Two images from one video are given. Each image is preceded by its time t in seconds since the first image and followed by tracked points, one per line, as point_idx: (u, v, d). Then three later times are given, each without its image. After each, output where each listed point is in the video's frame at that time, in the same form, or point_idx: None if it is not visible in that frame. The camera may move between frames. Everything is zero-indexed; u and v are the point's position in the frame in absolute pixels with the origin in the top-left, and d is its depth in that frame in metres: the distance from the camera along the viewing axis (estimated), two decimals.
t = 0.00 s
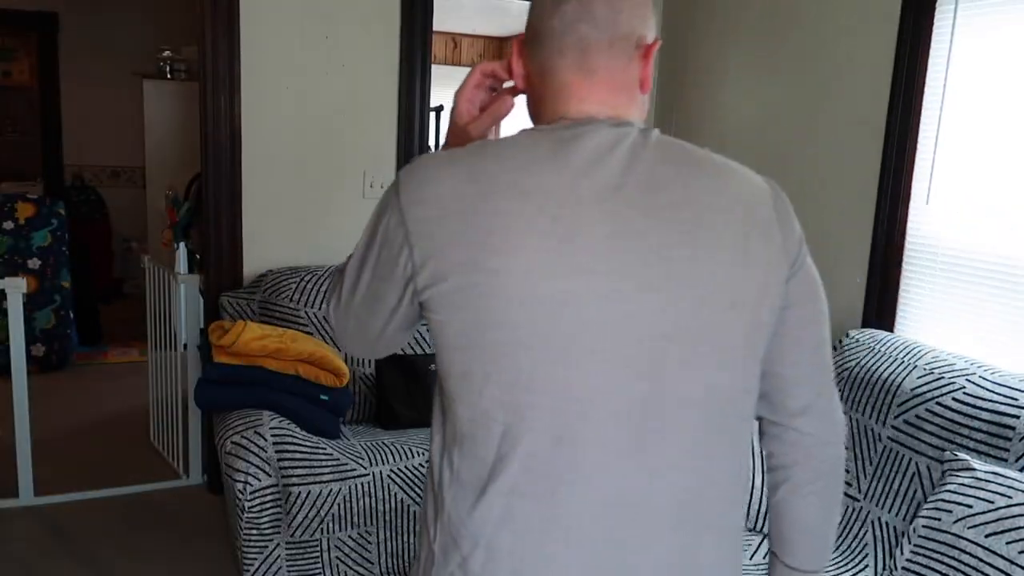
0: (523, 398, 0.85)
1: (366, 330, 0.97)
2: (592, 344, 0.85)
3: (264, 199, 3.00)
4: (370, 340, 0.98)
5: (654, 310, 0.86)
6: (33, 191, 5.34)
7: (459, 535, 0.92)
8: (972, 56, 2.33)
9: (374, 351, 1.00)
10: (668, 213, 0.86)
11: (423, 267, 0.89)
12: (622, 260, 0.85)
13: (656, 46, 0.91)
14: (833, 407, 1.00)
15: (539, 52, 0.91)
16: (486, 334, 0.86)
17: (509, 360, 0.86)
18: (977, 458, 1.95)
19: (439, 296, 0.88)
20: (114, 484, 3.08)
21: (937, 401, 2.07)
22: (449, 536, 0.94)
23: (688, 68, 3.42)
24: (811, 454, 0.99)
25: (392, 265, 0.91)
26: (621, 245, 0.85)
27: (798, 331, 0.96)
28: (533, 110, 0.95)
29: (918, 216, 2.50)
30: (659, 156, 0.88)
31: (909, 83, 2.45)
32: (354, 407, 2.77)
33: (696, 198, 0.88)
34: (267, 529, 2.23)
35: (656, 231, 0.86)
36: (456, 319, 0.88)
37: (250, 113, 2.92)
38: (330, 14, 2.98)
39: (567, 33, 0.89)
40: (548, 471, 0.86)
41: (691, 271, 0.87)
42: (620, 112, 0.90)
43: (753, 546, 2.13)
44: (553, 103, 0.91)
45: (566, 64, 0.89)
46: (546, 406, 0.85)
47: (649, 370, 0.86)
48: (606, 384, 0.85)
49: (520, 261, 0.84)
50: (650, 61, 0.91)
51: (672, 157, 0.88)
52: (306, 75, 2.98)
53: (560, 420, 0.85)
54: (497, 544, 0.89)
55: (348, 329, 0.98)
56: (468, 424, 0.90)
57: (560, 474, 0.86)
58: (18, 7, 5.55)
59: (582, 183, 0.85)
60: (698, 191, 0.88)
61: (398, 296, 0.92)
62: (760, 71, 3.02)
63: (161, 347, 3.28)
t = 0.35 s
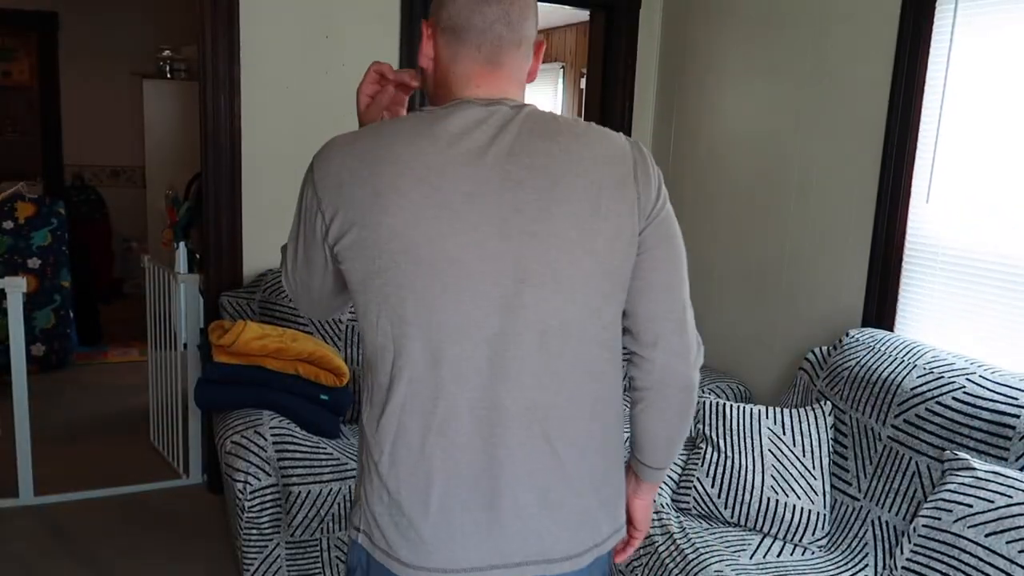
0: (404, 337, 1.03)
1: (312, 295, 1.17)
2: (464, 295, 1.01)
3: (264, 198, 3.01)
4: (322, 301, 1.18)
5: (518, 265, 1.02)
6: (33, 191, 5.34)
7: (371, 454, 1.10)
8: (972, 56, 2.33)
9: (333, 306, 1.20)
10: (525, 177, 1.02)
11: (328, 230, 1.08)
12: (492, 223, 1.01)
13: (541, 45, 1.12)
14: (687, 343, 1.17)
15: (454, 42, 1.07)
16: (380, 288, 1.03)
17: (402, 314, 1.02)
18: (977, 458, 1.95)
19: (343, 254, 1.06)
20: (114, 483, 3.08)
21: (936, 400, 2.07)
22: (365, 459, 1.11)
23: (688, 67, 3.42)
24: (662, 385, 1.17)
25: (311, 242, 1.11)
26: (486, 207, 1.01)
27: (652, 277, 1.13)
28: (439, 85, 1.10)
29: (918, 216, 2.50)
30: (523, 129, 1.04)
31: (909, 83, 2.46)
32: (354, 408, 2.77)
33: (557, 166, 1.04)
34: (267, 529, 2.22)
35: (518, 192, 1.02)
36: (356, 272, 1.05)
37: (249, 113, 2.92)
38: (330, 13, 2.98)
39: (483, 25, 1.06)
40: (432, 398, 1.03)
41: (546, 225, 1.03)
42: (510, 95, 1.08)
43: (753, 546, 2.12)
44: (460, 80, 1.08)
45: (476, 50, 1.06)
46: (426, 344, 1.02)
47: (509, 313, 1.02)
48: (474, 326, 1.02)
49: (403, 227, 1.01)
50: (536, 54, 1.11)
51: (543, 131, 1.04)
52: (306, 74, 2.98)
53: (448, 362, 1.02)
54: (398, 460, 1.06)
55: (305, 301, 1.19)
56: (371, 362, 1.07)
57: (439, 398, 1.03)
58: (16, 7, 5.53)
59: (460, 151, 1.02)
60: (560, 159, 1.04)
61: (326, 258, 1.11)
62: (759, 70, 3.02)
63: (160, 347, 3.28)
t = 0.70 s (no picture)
0: (416, 315, 1.10)
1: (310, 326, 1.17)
2: (468, 278, 1.11)
3: (263, 199, 3.01)
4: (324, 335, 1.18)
5: (508, 253, 1.13)
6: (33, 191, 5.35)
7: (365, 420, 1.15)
8: (972, 56, 2.33)
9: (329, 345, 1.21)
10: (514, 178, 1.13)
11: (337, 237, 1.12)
12: (487, 218, 1.12)
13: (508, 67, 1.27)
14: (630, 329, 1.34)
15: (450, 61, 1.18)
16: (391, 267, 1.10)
17: (412, 292, 1.10)
18: (977, 458, 1.95)
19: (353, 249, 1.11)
20: (114, 483, 3.09)
21: (936, 401, 2.07)
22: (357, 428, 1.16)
23: (688, 67, 3.42)
24: (610, 361, 1.32)
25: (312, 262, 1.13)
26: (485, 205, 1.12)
27: (605, 273, 1.30)
28: (431, 99, 1.19)
29: (918, 216, 2.50)
30: (513, 139, 1.16)
31: (908, 83, 2.45)
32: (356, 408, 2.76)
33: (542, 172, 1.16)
34: (267, 529, 2.22)
35: (513, 195, 1.13)
36: (363, 256, 1.10)
37: (249, 114, 2.92)
38: (330, 14, 2.98)
39: (486, 53, 1.19)
40: (437, 368, 1.12)
41: (532, 223, 1.15)
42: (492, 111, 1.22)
43: (753, 546, 2.12)
44: (457, 96, 1.18)
45: (476, 73, 1.19)
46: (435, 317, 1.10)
47: (505, 295, 1.13)
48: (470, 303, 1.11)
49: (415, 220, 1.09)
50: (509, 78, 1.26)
51: (530, 142, 1.17)
52: (306, 75, 2.98)
53: (449, 333, 1.11)
54: (400, 420, 1.14)
55: (301, 338, 1.18)
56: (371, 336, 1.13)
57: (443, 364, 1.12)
58: (16, 7, 5.53)
59: (467, 158, 1.12)
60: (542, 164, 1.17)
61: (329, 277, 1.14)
62: (758, 70, 3.03)
63: (161, 347, 3.27)
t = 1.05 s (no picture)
0: (453, 274, 1.28)
1: (361, 287, 1.24)
2: (492, 242, 1.30)
3: (263, 198, 3.01)
4: (364, 296, 1.25)
5: (518, 224, 1.34)
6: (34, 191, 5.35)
7: (404, 369, 1.30)
8: (972, 56, 2.33)
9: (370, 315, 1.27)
10: (520, 160, 1.35)
11: (386, 203, 1.24)
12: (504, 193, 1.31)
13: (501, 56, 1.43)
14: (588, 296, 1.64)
15: (456, 60, 1.34)
16: (430, 230, 1.26)
17: (447, 251, 1.27)
18: (977, 458, 1.95)
19: (405, 215, 1.25)
20: (114, 484, 3.09)
21: (936, 401, 2.07)
22: (393, 379, 1.30)
23: (688, 67, 3.42)
24: (572, 321, 1.63)
25: (356, 223, 1.24)
26: (504, 181, 1.32)
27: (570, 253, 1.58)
28: (439, 92, 1.36)
29: (918, 216, 2.50)
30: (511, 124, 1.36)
31: (909, 84, 2.45)
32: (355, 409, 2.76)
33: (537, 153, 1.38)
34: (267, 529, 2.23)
35: (523, 173, 1.35)
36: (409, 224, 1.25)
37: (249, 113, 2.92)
38: (330, 14, 2.98)
39: (486, 53, 1.36)
40: (467, 318, 1.30)
41: (537, 197, 1.36)
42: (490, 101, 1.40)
43: (753, 546, 2.12)
44: (462, 90, 1.35)
45: (479, 68, 1.35)
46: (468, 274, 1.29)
47: (522, 262, 1.35)
48: (491, 264, 1.31)
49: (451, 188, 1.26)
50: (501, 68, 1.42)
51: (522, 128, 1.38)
52: (306, 74, 2.98)
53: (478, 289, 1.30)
54: (433, 366, 1.30)
55: (348, 301, 1.24)
56: (408, 293, 1.28)
57: (472, 316, 1.31)
58: (16, 7, 5.54)
59: (487, 140, 1.32)
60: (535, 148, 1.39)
61: (371, 238, 1.24)
62: (758, 70, 3.03)
63: (160, 347, 3.28)
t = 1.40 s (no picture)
0: (381, 258, 1.63)
1: (320, 273, 1.61)
2: (415, 222, 1.67)
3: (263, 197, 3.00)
4: (310, 259, 1.61)
5: (432, 210, 1.71)
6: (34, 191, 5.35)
7: (338, 315, 1.62)
8: (972, 56, 2.33)
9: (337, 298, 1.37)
10: (417, 154, 1.67)
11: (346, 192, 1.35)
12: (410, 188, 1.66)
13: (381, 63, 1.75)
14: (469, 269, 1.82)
15: (342, 71, 1.63)
16: (343, 210, 1.60)
17: (377, 240, 1.62)
18: (977, 458, 1.95)
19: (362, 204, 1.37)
20: (114, 484, 3.09)
21: (936, 401, 2.07)
22: (332, 325, 1.62)
23: (687, 66, 3.42)
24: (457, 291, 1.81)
25: (297, 201, 1.59)
26: (394, 171, 1.64)
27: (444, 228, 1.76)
28: (327, 101, 1.66)
29: (918, 216, 2.50)
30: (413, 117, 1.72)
31: (908, 84, 2.45)
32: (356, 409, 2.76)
33: (440, 144, 1.74)
34: (267, 529, 2.22)
35: (413, 163, 1.66)
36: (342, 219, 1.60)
37: (249, 112, 2.92)
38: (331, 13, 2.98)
39: (357, 60, 1.63)
40: (399, 278, 1.66)
41: (438, 190, 1.72)
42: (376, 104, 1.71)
43: (753, 546, 2.12)
44: (352, 97, 1.66)
45: (362, 77, 1.65)
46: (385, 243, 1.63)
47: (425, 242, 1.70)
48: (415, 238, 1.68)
49: (366, 176, 1.61)
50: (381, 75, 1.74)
51: (423, 123, 1.72)
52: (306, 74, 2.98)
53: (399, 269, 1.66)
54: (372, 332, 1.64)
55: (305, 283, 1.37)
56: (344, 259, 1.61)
57: (393, 279, 1.65)
58: (17, 8, 5.55)
59: (378, 136, 1.63)
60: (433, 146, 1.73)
61: (315, 217, 1.59)
62: (756, 70, 3.03)
63: (160, 347, 3.27)
